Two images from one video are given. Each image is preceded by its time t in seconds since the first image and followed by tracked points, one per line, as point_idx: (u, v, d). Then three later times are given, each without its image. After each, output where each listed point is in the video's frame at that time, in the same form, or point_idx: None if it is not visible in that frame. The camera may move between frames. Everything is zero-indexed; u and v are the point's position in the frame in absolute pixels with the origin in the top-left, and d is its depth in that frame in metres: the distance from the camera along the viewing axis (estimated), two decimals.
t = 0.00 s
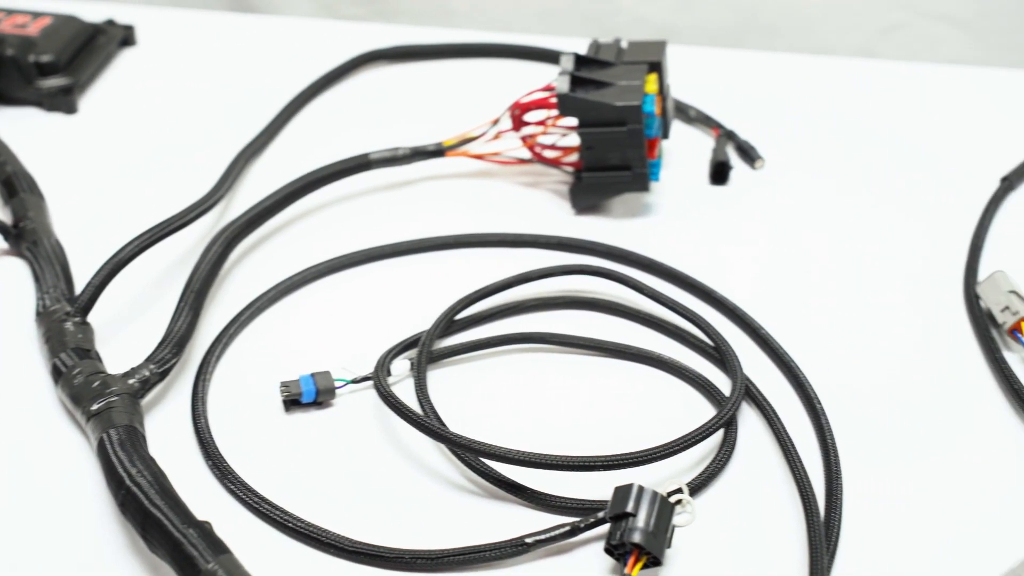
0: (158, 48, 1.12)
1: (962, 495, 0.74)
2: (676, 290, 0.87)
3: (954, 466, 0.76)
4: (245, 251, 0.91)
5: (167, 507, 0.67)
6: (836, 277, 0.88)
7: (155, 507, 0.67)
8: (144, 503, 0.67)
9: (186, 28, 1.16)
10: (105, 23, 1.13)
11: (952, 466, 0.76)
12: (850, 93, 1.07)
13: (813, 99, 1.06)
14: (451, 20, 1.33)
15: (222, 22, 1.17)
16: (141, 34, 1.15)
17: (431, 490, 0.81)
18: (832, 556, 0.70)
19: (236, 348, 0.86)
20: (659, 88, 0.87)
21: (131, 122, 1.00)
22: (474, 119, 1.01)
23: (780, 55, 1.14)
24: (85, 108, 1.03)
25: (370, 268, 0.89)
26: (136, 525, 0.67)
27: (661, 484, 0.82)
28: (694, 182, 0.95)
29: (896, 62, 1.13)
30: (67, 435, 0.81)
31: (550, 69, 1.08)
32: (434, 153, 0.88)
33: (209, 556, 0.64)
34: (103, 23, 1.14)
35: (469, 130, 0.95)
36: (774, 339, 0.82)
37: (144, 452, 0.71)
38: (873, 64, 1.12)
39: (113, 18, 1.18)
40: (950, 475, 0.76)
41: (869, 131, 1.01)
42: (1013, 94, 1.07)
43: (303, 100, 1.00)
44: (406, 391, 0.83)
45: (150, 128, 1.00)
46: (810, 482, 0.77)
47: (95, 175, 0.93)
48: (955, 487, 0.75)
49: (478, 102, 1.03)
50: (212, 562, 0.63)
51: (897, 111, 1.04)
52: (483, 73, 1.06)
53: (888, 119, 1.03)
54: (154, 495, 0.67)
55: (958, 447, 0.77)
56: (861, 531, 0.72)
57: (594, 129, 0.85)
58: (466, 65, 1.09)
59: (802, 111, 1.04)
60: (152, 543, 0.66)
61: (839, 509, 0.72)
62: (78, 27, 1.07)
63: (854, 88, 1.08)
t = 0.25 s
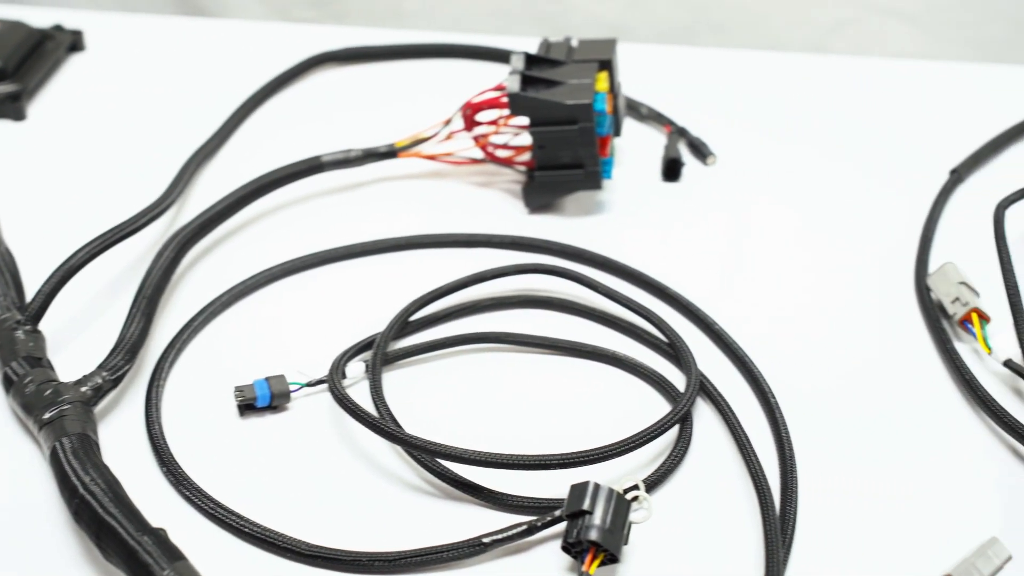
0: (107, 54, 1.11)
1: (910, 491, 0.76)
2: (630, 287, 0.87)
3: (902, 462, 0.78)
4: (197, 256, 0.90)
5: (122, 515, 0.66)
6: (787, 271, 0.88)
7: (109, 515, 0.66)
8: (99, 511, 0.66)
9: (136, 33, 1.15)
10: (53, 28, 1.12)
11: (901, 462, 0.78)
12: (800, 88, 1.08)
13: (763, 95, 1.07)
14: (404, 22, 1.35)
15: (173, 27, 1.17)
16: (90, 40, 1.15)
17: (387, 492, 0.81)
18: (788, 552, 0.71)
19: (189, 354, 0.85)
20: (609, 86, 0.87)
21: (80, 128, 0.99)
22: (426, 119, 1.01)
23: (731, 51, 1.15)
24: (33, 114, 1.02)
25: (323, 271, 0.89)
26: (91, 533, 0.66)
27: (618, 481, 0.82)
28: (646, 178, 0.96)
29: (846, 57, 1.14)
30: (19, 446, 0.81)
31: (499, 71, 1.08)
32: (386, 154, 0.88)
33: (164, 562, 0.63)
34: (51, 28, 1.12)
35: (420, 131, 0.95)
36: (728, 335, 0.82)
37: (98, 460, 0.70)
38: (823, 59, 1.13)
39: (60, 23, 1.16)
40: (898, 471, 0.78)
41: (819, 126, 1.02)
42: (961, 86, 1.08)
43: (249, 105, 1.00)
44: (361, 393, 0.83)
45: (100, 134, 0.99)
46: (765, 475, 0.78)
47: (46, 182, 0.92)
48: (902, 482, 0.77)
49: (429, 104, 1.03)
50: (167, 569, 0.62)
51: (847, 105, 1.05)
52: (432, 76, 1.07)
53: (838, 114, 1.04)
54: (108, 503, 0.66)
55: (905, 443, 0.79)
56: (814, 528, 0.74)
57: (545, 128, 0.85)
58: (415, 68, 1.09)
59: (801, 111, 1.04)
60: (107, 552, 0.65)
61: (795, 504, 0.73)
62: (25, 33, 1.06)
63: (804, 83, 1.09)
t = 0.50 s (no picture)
0: (55, 58, 1.10)
1: (861, 483, 0.77)
2: (584, 285, 0.88)
3: (853, 454, 0.79)
4: (149, 261, 0.90)
5: (75, 522, 0.65)
6: (739, 264, 0.89)
7: (63, 524, 0.65)
8: (52, 519, 0.65)
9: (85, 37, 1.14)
10: None
11: (852, 454, 0.79)
12: (752, 83, 1.08)
13: (715, 90, 1.08)
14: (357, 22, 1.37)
15: (122, 30, 1.16)
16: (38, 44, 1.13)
17: (343, 494, 0.81)
18: (743, 545, 0.72)
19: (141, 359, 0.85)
20: (560, 84, 0.88)
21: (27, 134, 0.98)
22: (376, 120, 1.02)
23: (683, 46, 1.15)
24: None
25: (275, 273, 0.89)
26: (44, 541, 0.66)
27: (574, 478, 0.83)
28: (599, 174, 0.96)
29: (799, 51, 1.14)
30: None
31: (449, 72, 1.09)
32: (336, 155, 0.89)
33: (117, 569, 0.62)
34: None
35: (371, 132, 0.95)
36: (682, 330, 0.83)
37: (51, 468, 0.69)
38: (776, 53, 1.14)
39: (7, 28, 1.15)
40: (850, 463, 0.78)
41: (771, 120, 1.03)
42: (912, 76, 1.08)
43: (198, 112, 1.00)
44: (315, 396, 0.83)
45: (49, 139, 0.98)
46: (720, 469, 0.78)
47: None
48: (854, 473, 0.78)
49: (380, 105, 1.03)
50: None
51: (798, 100, 1.06)
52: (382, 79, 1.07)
53: (790, 108, 1.05)
54: (61, 512, 0.66)
55: (857, 435, 0.80)
56: (768, 521, 0.75)
57: (496, 127, 0.85)
58: (366, 70, 1.09)
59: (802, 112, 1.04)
60: (61, 560, 0.65)
61: (749, 497, 0.74)
62: None
63: (756, 78, 1.09)
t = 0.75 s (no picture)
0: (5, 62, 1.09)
1: (818, 476, 0.78)
2: (542, 283, 0.88)
3: (809, 446, 0.79)
4: (104, 266, 0.90)
5: (30, 531, 0.65)
6: (694, 260, 0.89)
7: (18, 532, 0.65)
8: (7, 528, 0.65)
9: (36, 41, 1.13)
10: None
11: (809, 448, 0.79)
12: (707, 79, 1.09)
13: (671, 87, 1.08)
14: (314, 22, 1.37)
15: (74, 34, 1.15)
16: None
17: (301, 497, 0.80)
18: (702, 540, 0.72)
19: (95, 366, 0.84)
20: (514, 83, 0.88)
21: None
22: (331, 122, 1.02)
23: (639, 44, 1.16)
24: None
25: (231, 276, 0.89)
26: None
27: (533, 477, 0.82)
28: (554, 172, 0.96)
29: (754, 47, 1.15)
30: None
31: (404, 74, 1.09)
32: (291, 157, 0.89)
33: None
34: None
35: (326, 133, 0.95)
36: (639, 327, 0.83)
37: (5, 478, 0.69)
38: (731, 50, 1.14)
39: None
40: (807, 456, 0.79)
41: (726, 116, 1.03)
42: (865, 71, 1.09)
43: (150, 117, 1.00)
44: (273, 399, 0.83)
45: None
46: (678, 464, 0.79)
47: None
48: (812, 467, 0.78)
49: (336, 111, 1.03)
50: None
51: (754, 96, 1.07)
52: (337, 83, 1.07)
53: (745, 105, 1.05)
54: (17, 521, 0.65)
55: (814, 428, 0.80)
56: (726, 516, 0.75)
57: (451, 127, 0.85)
58: (321, 74, 1.09)
59: (809, 115, 1.03)
60: (16, 569, 0.64)
61: (708, 491, 0.74)
62: None
63: (712, 75, 1.10)
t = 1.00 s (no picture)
0: None
1: (775, 470, 0.78)
2: (498, 282, 0.88)
3: (765, 439, 0.80)
4: (57, 272, 0.89)
5: None
6: (649, 257, 0.89)
7: None
8: None
9: None
10: None
11: (766, 441, 0.80)
12: (662, 76, 1.09)
13: (623, 83, 1.08)
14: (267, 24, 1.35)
15: (23, 40, 1.14)
16: None
17: (258, 500, 0.80)
18: (661, 535, 0.72)
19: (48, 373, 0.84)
20: (467, 82, 0.88)
21: None
22: (285, 124, 1.02)
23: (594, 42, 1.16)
24: None
25: (186, 280, 0.88)
26: None
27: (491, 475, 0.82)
28: (509, 171, 0.96)
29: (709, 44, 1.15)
30: None
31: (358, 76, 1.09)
32: (244, 160, 0.89)
33: None
34: None
35: (280, 135, 0.95)
36: (596, 324, 0.83)
37: None
38: (686, 47, 1.14)
39: None
40: (763, 450, 0.79)
41: (681, 112, 1.03)
42: (818, 66, 1.10)
43: (102, 122, 0.99)
44: (229, 403, 0.82)
45: None
46: (636, 460, 0.79)
47: None
48: (768, 462, 0.78)
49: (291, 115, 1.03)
50: None
51: (708, 92, 1.07)
52: (290, 87, 1.07)
53: (700, 101, 1.06)
54: None
55: (770, 422, 0.81)
56: (684, 511, 0.75)
57: (404, 127, 0.85)
58: (276, 78, 1.09)
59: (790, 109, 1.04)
60: None
61: (666, 487, 0.75)
62: None
63: (666, 72, 1.10)
